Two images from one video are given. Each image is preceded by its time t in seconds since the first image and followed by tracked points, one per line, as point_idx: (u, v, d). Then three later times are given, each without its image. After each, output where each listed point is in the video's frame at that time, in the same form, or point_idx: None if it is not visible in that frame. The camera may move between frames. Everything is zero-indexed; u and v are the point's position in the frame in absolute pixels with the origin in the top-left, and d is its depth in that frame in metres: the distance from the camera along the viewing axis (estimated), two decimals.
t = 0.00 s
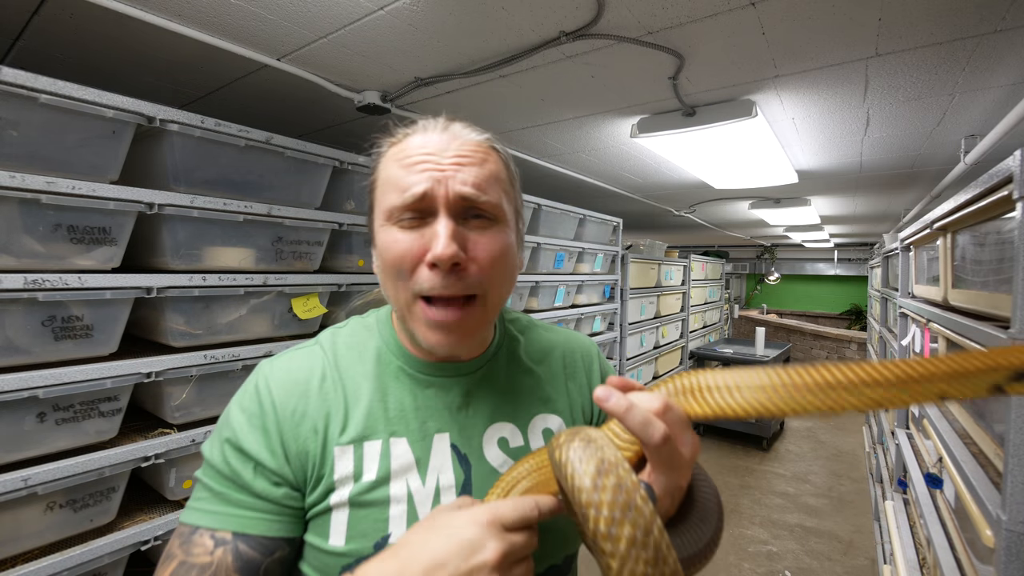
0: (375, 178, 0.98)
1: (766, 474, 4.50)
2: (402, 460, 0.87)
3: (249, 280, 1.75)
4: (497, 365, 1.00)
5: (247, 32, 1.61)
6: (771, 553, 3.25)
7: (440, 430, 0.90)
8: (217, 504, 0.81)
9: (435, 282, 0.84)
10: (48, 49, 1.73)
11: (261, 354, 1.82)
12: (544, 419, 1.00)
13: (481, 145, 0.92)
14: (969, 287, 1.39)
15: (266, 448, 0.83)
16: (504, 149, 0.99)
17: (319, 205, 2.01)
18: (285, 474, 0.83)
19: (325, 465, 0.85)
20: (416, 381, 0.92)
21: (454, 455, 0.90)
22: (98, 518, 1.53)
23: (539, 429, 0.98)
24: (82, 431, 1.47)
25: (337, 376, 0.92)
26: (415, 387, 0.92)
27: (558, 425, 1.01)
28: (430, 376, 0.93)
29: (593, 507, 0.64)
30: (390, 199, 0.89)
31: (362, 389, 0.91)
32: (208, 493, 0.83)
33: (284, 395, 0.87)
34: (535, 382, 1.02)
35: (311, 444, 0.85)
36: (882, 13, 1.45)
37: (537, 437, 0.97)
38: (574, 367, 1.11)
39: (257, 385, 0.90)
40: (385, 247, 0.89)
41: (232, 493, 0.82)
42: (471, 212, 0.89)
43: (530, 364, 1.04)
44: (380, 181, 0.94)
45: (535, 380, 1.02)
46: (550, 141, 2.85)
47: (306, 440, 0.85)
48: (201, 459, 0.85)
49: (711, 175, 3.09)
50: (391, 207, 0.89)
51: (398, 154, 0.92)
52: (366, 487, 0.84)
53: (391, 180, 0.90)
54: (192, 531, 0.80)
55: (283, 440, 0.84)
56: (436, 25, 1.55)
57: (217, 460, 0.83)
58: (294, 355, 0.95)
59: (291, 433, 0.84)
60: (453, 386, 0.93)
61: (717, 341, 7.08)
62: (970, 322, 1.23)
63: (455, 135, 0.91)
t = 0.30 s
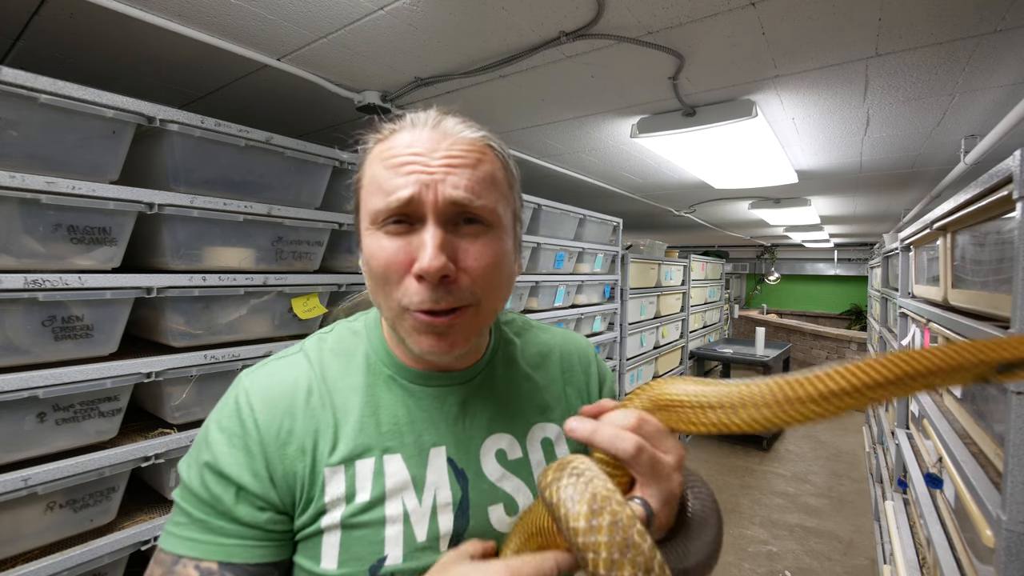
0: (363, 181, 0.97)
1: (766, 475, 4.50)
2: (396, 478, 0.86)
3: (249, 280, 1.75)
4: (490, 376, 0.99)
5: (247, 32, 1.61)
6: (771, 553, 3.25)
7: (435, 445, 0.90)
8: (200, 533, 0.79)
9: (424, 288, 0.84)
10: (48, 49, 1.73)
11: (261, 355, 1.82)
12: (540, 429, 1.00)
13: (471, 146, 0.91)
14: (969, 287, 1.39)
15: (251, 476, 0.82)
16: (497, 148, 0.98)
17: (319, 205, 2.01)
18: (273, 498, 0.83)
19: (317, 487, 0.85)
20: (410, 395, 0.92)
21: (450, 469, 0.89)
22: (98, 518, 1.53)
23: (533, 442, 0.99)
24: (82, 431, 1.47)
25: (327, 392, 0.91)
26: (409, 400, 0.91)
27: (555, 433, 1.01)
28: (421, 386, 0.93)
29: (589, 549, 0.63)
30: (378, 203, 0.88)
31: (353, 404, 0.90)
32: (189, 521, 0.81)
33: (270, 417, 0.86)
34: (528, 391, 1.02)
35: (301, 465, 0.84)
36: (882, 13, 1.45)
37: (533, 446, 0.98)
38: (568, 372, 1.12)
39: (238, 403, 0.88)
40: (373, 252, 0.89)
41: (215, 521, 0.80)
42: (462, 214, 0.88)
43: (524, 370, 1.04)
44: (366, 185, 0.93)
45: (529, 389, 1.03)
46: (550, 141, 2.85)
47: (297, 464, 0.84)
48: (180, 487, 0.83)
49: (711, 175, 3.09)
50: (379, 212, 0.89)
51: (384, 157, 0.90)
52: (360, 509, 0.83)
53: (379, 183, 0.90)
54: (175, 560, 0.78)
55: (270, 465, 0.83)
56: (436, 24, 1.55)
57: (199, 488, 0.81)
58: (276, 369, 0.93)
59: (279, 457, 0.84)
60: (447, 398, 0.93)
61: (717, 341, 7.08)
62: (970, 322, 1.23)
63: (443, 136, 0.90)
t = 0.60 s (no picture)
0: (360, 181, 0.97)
1: (766, 474, 4.50)
2: (394, 473, 0.86)
3: (249, 280, 1.75)
4: (484, 373, 1.00)
5: (247, 32, 1.61)
6: (771, 553, 3.25)
7: (432, 440, 0.90)
8: (198, 527, 0.77)
9: (418, 287, 0.84)
10: (48, 49, 1.73)
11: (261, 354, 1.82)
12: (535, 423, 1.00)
13: (467, 146, 0.91)
14: (969, 287, 1.39)
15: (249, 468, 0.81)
16: (493, 150, 0.98)
17: (319, 205, 2.01)
18: (272, 490, 0.81)
19: (316, 482, 0.84)
20: (406, 392, 0.92)
21: (447, 464, 0.89)
22: (98, 518, 1.53)
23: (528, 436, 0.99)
24: (82, 431, 1.47)
25: (324, 389, 0.91)
26: (404, 398, 0.91)
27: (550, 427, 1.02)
28: (416, 385, 0.92)
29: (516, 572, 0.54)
30: (374, 201, 0.88)
31: (352, 401, 0.90)
32: (187, 518, 0.79)
33: (269, 413, 0.86)
34: (522, 387, 1.02)
35: (300, 460, 0.84)
36: (882, 13, 1.45)
37: (530, 441, 0.98)
38: (561, 367, 1.12)
39: (236, 403, 0.88)
40: (368, 250, 0.89)
41: (213, 513, 0.78)
42: (457, 215, 0.88)
43: (518, 366, 1.05)
44: (363, 183, 0.93)
45: (523, 384, 1.03)
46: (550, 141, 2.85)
47: (295, 456, 0.84)
48: (181, 484, 0.82)
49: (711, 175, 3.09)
50: (375, 210, 0.89)
51: (382, 156, 0.90)
52: (361, 504, 0.82)
53: (376, 182, 0.89)
54: (171, 558, 0.75)
55: (269, 456, 0.82)
56: (436, 24, 1.55)
57: (198, 484, 0.80)
58: (274, 370, 0.94)
59: (277, 449, 0.83)
60: (442, 394, 0.93)
61: (717, 341, 7.08)
62: (970, 322, 1.23)
63: (440, 137, 0.90)
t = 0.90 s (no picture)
0: (377, 176, 0.98)
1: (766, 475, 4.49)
2: (407, 452, 0.86)
3: (249, 280, 1.75)
4: (492, 364, 1.00)
5: (246, 32, 1.61)
6: (771, 553, 3.25)
7: (442, 423, 0.90)
8: (237, 481, 0.76)
9: (437, 274, 0.85)
10: (48, 49, 1.73)
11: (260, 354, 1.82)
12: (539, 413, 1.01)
13: (481, 143, 0.94)
14: (969, 287, 1.39)
15: (287, 430, 0.81)
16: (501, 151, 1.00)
17: (319, 205, 2.01)
18: (306, 453, 0.81)
19: (336, 452, 0.83)
20: (418, 377, 0.92)
21: (455, 448, 0.90)
22: (98, 518, 1.53)
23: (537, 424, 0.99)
24: (82, 431, 1.47)
25: (347, 369, 0.91)
26: (415, 383, 0.92)
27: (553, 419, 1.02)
28: (427, 371, 0.93)
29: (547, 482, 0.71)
30: (392, 192, 0.89)
31: (370, 382, 0.90)
32: (221, 476, 0.78)
33: (301, 384, 0.86)
34: (527, 378, 1.02)
35: (326, 429, 0.83)
36: (882, 13, 1.45)
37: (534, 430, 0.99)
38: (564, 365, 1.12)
39: (268, 374, 0.88)
40: (386, 240, 0.90)
41: (251, 468, 0.77)
42: (473, 208, 0.90)
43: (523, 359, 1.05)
44: (381, 176, 0.94)
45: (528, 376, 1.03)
46: (551, 141, 2.85)
47: (323, 427, 0.83)
48: (211, 446, 0.81)
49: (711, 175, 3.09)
50: (393, 200, 0.89)
51: (400, 151, 0.92)
52: (376, 479, 0.83)
53: (394, 174, 0.90)
54: (211, 513, 0.75)
55: (302, 421, 0.82)
56: (436, 24, 1.55)
57: (234, 441, 0.79)
58: (299, 351, 0.94)
59: (310, 416, 0.83)
60: (450, 380, 0.94)
61: (717, 341, 7.08)
62: (970, 322, 1.24)
63: (456, 132, 0.92)
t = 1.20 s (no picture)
0: (412, 177, 1.04)
1: (766, 475, 4.49)
2: (434, 429, 0.87)
3: (249, 280, 1.75)
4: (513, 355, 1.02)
5: (246, 32, 1.61)
6: (771, 553, 3.25)
7: (464, 405, 0.91)
8: (280, 447, 0.79)
9: (479, 256, 0.90)
10: (48, 49, 1.73)
11: (261, 354, 1.82)
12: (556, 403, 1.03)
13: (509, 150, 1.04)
14: (969, 287, 1.39)
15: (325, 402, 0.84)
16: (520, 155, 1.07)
17: (319, 205, 2.01)
18: (343, 426, 0.83)
19: (367, 425, 0.85)
20: (443, 363, 0.94)
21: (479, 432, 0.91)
22: (98, 518, 1.53)
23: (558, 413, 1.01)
24: (82, 431, 1.47)
25: (379, 353, 0.94)
26: (441, 368, 0.94)
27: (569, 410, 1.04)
28: (454, 356, 0.96)
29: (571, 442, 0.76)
30: (432, 185, 0.96)
31: (400, 366, 0.92)
32: (265, 442, 0.80)
33: (338, 363, 0.89)
34: (543, 368, 1.04)
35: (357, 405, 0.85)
36: (881, 13, 1.45)
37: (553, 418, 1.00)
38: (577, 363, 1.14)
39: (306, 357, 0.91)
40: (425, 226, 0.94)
41: (293, 436, 0.79)
42: (505, 201, 0.98)
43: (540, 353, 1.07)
44: (418, 174, 1.01)
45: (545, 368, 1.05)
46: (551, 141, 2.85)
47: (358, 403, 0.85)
48: (254, 417, 0.83)
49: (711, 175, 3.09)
50: (433, 192, 0.96)
51: (438, 151, 1.00)
52: (405, 452, 0.84)
53: (431, 171, 0.97)
54: (256, 475, 0.77)
55: (338, 395, 0.85)
56: (436, 24, 1.55)
57: (276, 411, 0.81)
58: (333, 338, 0.97)
59: (347, 391, 0.86)
60: (474, 367, 0.95)
61: (717, 341, 7.08)
62: (970, 322, 1.23)
63: (488, 139, 1.03)
